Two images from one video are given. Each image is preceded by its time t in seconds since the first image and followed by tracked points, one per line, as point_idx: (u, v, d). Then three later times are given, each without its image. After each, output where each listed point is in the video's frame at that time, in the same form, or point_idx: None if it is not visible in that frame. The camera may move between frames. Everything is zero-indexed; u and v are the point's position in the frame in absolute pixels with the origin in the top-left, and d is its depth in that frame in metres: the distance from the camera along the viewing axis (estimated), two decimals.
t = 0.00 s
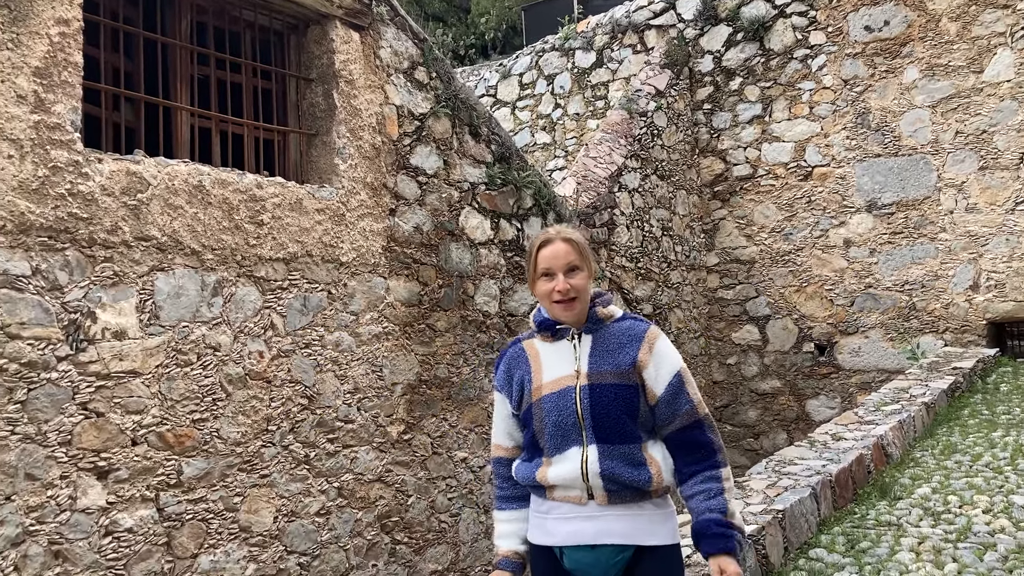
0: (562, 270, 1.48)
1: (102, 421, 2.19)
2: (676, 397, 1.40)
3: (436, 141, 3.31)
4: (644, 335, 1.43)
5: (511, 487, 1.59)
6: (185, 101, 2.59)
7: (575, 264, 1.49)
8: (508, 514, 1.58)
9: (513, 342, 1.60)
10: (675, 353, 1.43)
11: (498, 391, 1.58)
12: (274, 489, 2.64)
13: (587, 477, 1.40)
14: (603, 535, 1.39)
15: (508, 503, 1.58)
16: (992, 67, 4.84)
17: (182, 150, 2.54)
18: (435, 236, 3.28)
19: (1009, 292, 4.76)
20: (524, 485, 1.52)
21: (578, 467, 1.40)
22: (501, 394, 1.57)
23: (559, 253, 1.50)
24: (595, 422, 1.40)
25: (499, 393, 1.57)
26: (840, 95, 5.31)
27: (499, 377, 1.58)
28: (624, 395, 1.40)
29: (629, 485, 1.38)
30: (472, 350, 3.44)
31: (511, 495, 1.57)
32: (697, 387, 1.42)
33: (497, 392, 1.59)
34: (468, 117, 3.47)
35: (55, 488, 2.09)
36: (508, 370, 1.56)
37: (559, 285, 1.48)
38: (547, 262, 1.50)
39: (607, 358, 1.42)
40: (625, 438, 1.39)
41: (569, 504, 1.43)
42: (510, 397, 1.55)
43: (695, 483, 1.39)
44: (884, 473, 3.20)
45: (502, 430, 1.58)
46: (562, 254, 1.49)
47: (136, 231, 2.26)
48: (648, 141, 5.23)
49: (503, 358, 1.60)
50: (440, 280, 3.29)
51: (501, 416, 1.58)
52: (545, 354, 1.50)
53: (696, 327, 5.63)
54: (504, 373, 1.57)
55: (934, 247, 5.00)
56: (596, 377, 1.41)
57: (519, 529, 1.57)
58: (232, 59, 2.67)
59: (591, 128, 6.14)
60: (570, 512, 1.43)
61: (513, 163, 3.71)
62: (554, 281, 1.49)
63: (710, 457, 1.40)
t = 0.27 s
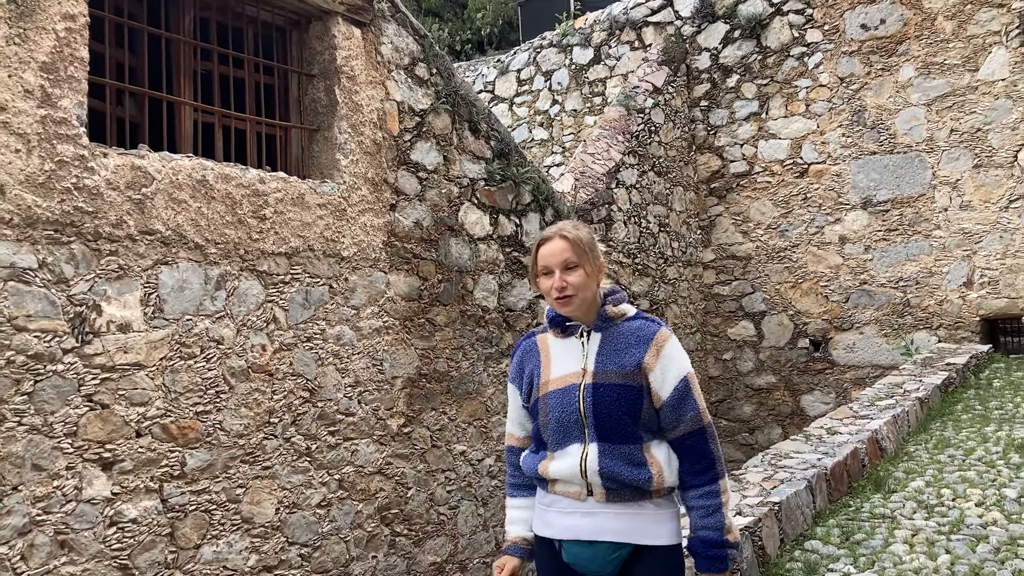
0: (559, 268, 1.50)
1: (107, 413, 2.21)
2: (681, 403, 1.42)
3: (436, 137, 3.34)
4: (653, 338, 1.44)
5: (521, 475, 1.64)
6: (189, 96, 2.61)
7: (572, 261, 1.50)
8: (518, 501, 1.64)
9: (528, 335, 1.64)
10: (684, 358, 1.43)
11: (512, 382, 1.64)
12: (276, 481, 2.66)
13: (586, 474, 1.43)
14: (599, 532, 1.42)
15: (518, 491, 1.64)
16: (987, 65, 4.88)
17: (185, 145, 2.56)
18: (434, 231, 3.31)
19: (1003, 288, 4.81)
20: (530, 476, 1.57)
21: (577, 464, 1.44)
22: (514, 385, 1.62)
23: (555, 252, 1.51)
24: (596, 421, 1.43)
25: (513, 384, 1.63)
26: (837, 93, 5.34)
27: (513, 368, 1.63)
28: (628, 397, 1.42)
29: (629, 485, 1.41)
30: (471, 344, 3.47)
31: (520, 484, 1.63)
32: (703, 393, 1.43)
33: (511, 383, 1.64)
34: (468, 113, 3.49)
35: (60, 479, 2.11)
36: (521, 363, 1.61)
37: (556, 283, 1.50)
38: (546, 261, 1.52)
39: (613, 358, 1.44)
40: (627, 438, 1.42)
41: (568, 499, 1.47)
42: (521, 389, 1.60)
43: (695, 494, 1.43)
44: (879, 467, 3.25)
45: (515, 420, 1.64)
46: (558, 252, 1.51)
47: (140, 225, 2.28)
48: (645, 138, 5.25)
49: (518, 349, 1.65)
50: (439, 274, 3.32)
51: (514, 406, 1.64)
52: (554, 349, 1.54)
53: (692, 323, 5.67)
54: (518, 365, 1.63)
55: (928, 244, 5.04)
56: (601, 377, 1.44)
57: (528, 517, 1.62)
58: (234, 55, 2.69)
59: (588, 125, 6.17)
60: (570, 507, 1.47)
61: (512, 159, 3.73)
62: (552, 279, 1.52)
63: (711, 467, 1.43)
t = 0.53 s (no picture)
0: (568, 263, 1.52)
1: (109, 406, 2.23)
2: (689, 407, 1.42)
3: (435, 134, 3.36)
4: (663, 339, 1.44)
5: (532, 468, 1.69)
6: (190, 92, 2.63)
7: (583, 256, 1.52)
8: (526, 495, 1.68)
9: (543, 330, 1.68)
10: (695, 362, 1.44)
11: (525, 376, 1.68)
12: (275, 475, 2.69)
13: (587, 473, 1.46)
14: (597, 533, 1.45)
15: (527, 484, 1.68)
16: (980, 66, 4.92)
17: (186, 141, 2.58)
18: (433, 227, 3.33)
19: (995, 287, 4.86)
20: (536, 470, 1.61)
21: (578, 462, 1.47)
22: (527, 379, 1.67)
23: (565, 246, 1.54)
24: (600, 421, 1.45)
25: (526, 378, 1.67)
26: (832, 92, 5.38)
27: (527, 363, 1.68)
28: (634, 398, 1.43)
29: (629, 488, 1.42)
30: (468, 340, 3.50)
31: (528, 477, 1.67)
32: (713, 398, 1.44)
33: (525, 377, 1.69)
34: (466, 110, 3.51)
35: (63, 471, 2.13)
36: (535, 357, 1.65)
37: (565, 277, 1.53)
38: (556, 254, 1.55)
39: (621, 357, 1.46)
40: (630, 439, 1.43)
41: (570, 498, 1.50)
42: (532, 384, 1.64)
43: (702, 499, 1.44)
44: (871, 463, 3.29)
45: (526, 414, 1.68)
46: (569, 247, 1.53)
47: (142, 220, 2.30)
48: (641, 136, 5.29)
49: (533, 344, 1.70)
50: (438, 271, 3.35)
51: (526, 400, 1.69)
52: (566, 345, 1.57)
53: (687, 320, 5.71)
54: (531, 360, 1.67)
55: (922, 243, 5.09)
56: (608, 376, 1.45)
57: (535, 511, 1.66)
58: (235, 52, 2.71)
59: (585, 123, 6.19)
60: (571, 505, 1.50)
61: (509, 156, 3.76)
62: (562, 273, 1.54)
63: (719, 473, 1.44)
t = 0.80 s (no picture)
0: (569, 259, 1.54)
1: (101, 402, 2.24)
2: (684, 408, 1.41)
3: (427, 133, 3.38)
4: (661, 340, 1.44)
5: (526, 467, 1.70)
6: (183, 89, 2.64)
7: (584, 253, 1.54)
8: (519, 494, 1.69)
9: (541, 326, 1.69)
10: (693, 364, 1.43)
11: (523, 374, 1.69)
12: (266, 471, 2.71)
13: (578, 473, 1.48)
14: (587, 535, 1.46)
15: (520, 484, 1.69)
16: (968, 69, 4.98)
17: (179, 138, 2.59)
18: (424, 226, 3.35)
19: (980, 288, 4.92)
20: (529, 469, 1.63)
21: (571, 462, 1.49)
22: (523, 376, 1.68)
23: (567, 243, 1.55)
24: (594, 422, 1.46)
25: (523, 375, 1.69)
26: (821, 94, 5.43)
27: (524, 360, 1.69)
28: (629, 399, 1.43)
29: (620, 489, 1.43)
30: (459, 338, 3.52)
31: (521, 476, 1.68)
32: (710, 401, 1.42)
33: (521, 375, 1.70)
34: (458, 109, 3.53)
35: (54, 466, 2.14)
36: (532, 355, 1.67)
37: (565, 273, 1.55)
38: (557, 250, 1.56)
39: (619, 357, 1.46)
40: (623, 440, 1.44)
41: (561, 499, 1.52)
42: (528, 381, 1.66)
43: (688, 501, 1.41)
44: (856, 461, 3.33)
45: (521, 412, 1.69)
46: (571, 243, 1.55)
47: (134, 217, 2.31)
48: (632, 136, 5.32)
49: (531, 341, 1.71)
50: (429, 269, 3.37)
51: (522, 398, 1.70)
52: (564, 343, 1.58)
53: (676, 319, 5.76)
54: (529, 357, 1.68)
55: (909, 244, 5.14)
56: (604, 376, 1.46)
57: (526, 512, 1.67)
58: (228, 50, 2.72)
59: (576, 122, 6.22)
60: (564, 506, 1.51)
61: (501, 155, 3.78)
62: (562, 269, 1.56)
63: (708, 477, 1.40)
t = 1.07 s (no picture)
0: (580, 254, 1.55)
1: (94, 397, 2.26)
2: (679, 404, 1.44)
3: (419, 132, 3.40)
4: (656, 337, 1.47)
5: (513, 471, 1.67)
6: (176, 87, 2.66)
7: (594, 250, 1.56)
8: (507, 498, 1.65)
9: (529, 326, 1.68)
10: (687, 360, 1.46)
11: (510, 375, 1.67)
12: (257, 466, 2.73)
13: (577, 472, 1.48)
14: (585, 535, 1.45)
15: (508, 488, 1.66)
16: (955, 72, 5.04)
17: (172, 135, 2.61)
18: (416, 224, 3.38)
19: (966, 288, 4.99)
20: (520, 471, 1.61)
21: (569, 461, 1.49)
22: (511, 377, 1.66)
23: (578, 238, 1.56)
24: (593, 421, 1.46)
25: (511, 377, 1.67)
26: (810, 95, 5.48)
27: (511, 361, 1.67)
28: (627, 396, 1.45)
29: (619, 487, 1.44)
30: (450, 335, 3.55)
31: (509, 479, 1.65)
32: (704, 396, 1.45)
33: (508, 377, 1.68)
34: (450, 109, 3.56)
35: (47, 460, 2.16)
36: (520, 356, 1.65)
37: (575, 267, 1.55)
38: (566, 245, 1.57)
39: (615, 356, 1.48)
40: (621, 438, 1.45)
41: (557, 499, 1.51)
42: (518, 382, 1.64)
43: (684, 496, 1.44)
44: (842, 457, 3.38)
45: (509, 414, 1.67)
46: (581, 238, 1.56)
47: (128, 214, 2.34)
48: (623, 136, 5.36)
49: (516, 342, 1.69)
50: (420, 267, 3.39)
51: (509, 401, 1.67)
52: (557, 342, 1.58)
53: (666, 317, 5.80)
54: (517, 358, 1.66)
55: (896, 244, 5.20)
56: (601, 375, 1.48)
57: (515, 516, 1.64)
58: (221, 48, 2.75)
59: (568, 122, 6.26)
60: (560, 507, 1.50)
61: (493, 154, 3.81)
62: (570, 264, 1.56)
63: (703, 472, 1.43)
